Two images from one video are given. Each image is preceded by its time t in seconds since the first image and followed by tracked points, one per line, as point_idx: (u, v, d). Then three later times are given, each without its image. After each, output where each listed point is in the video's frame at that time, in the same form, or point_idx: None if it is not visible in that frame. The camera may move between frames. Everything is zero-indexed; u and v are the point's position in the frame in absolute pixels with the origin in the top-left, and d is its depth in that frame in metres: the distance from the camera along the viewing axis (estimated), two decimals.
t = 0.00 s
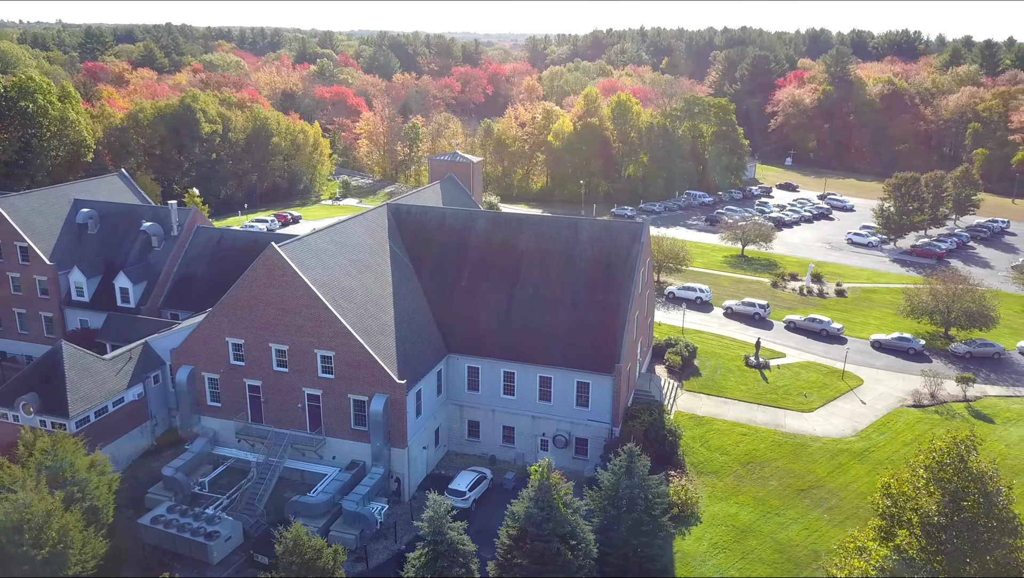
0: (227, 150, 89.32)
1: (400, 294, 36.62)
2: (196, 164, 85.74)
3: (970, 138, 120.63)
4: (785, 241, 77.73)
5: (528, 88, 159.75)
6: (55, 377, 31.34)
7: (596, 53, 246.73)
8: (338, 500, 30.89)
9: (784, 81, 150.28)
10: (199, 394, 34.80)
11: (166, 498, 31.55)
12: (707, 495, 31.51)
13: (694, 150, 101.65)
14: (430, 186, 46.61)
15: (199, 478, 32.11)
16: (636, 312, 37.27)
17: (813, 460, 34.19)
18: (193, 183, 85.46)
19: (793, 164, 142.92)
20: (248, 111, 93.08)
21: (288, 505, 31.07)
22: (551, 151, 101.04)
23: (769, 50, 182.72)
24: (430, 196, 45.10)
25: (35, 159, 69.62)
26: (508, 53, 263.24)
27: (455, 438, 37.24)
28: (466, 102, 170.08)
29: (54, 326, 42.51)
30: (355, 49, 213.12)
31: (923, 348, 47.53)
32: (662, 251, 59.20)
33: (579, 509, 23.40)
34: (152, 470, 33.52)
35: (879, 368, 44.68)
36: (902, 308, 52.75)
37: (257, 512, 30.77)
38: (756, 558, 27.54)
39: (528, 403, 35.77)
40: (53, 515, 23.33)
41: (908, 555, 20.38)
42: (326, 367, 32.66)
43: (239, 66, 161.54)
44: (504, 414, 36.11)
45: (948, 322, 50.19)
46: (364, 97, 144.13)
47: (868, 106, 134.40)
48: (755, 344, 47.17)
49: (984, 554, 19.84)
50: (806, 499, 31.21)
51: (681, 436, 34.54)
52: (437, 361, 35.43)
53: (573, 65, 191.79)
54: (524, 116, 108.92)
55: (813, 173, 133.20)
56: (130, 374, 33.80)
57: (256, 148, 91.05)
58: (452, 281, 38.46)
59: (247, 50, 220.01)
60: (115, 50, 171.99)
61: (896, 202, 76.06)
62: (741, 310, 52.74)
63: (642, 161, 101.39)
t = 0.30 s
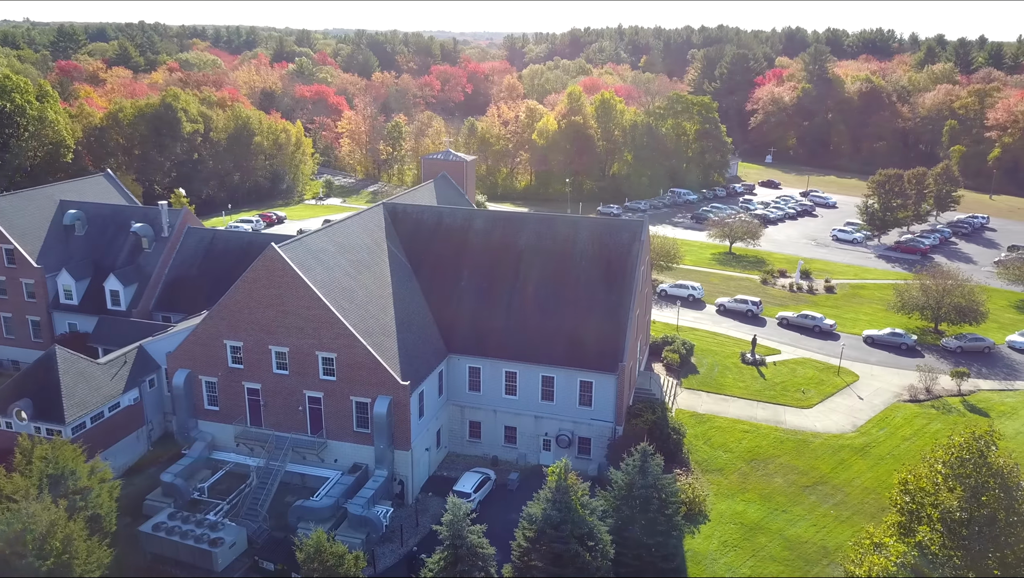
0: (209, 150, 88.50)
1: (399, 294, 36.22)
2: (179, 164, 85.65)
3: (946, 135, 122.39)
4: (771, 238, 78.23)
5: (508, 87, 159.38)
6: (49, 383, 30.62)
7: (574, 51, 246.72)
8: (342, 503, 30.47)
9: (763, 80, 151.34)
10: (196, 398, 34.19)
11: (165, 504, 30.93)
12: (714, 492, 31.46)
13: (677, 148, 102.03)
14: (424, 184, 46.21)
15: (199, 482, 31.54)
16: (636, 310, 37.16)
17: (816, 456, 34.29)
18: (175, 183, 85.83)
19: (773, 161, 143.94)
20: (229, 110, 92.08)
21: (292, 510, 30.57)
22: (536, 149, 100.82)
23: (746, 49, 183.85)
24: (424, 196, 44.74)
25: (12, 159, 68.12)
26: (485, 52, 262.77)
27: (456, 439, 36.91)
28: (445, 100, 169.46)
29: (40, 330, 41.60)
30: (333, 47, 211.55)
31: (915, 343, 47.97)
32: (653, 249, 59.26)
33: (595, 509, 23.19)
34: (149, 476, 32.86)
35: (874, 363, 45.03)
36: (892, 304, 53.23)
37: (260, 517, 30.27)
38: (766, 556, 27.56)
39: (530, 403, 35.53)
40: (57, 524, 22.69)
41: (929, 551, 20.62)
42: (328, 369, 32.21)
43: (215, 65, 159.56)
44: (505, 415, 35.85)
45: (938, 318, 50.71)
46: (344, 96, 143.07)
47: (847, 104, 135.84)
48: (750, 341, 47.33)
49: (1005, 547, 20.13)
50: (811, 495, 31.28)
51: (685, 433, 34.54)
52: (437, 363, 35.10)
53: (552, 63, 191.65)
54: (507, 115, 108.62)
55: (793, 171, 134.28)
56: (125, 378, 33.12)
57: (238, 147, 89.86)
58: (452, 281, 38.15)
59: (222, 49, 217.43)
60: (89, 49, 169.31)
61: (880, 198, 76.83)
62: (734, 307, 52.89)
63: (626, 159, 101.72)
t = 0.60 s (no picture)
0: (189, 151, 88.07)
1: (398, 295, 35.79)
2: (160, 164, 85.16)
3: (924, 132, 123.96)
4: (758, 235, 78.60)
5: (488, 86, 158.89)
6: (43, 390, 29.86)
7: (553, 49, 246.52)
8: (346, 508, 30.04)
9: (742, 78, 152.18)
10: (193, 403, 33.55)
11: (164, 512, 30.29)
12: (720, 490, 31.44)
13: (661, 146, 102.32)
14: (418, 184, 45.77)
15: (199, 489, 30.97)
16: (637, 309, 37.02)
17: (818, 452, 34.42)
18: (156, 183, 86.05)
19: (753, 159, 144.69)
20: (210, 110, 91.11)
21: (295, 515, 30.09)
22: (520, 148, 100.37)
23: (724, 47, 184.79)
24: (418, 195, 44.33)
25: None
26: (463, 50, 261.93)
27: (457, 441, 36.57)
28: (425, 99, 168.68)
29: (27, 335, 40.64)
30: (310, 46, 209.57)
31: (907, 339, 48.39)
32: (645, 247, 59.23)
33: (612, 511, 22.99)
34: (147, 483, 32.20)
35: (868, 359, 45.33)
36: (883, 300, 53.67)
37: (263, 523, 29.76)
38: (777, 554, 27.55)
39: (532, 403, 35.27)
40: (62, 534, 22.07)
41: (951, 547, 20.94)
42: (329, 372, 31.76)
43: (191, 64, 157.41)
44: (507, 416, 35.58)
45: (928, 313, 51.18)
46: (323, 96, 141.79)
47: (826, 103, 136.99)
48: (746, 338, 47.40)
49: None
50: (817, 492, 31.38)
51: (689, 432, 34.48)
52: (439, 364, 34.77)
53: (531, 61, 191.55)
54: (490, 114, 108.18)
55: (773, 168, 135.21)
56: (121, 384, 32.41)
57: (220, 147, 88.56)
58: (451, 282, 37.80)
59: (196, 47, 214.48)
60: (62, 48, 166.27)
61: (864, 195, 77.50)
62: (727, 305, 52.99)
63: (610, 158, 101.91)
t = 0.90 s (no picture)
0: (171, 152, 86.45)
1: (398, 296, 35.35)
2: (142, 165, 84.08)
3: (901, 130, 125.55)
4: (744, 233, 79.00)
5: (469, 85, 158.68)
6: (38, 397, 29.09)
7: (531, 49, 246.45)
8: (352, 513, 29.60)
9: (722, 76, 153.12)
10: (190, 408, 32.90)
11: (165, 520, 29.65)
12: (726, 489, 31.37)
13: (645, 145, 102.48)
14: (411, 184, 45.35)
15: (200, 495, 30.39)
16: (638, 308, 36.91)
17: (821, 449, 34.51)
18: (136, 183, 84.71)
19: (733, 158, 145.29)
20: (191, 109, 89.94)
21: (299, 521, 29.59)
22: (504, 148, 99.85)
23: (702, 46, 185.79)
24: (413, 195, 43.93)
25: None
26: (441, 49, 261.18)
27: (459, 443, 36.23)
28: (404, 98, 167.89)
29: (14, 340, 39.71)
30: (287, 45, 207.87)
31: (899, 335, 48.79)
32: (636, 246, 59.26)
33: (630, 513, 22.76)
34: (145, 491, 31.52)
35: (862, 355, 45.62)
36: (874, 297, 54.11)
37: (267, 529, 29.25)
38: (788, 552, 27.53)
39: (535, 404, 35.01)
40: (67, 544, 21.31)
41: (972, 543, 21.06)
42: (332, 375, 31.28)
43: (167, 63, 155.48)
44: (509, 417, 35.28)
45: (918, 309, 51.69)
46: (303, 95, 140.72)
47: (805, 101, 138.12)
48: (741, 336, 47.51)
49: None
50: (823, 489, 31.42)
51: (692, 430, 34.39)
52: (441, 366, 34.41)
53: (511, 60, 191.50)
54: (473, 113, 107.88)
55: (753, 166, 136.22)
56: (116, 390, 31.66)
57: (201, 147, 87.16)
58: (450, 283, 37.44)
59: (171, 46, 211.90)
60: (35, 47, 163.58)
61: (848, 192, 78.18)
62: (720, 303, 53.10)
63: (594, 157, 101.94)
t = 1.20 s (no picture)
0: (153, 152, 85.29)
1: (400, 297, 34.94)
2: (123, 165, 82.70)
3: (881, 127, 126.85)
4: (732, 231, 79.29)
5: (450, 84, 158.00)
6: (35, 404, 28.37)
7: (510, 48, 246.06)
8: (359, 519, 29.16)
9: (703, 75, 153.80)
10: (190, 413, 32.27)
11: (168, 528, 29.06)
12: (735, 488, 31.28)
13: (630, 143, 102.61)
14: (407, 184, 44.93)
15: (203, 502, 29.82)
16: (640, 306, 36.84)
17: (825, 447, 34.54)
18: (116, 184, 83.24)
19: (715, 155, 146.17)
20: (171, 109, 88.76)
21: (306, 527, 29.13)
22: (489, 147, 99.38)
23: (682, 45, 186.58)
24: (409, 195, 43.53)
25: None
26: (419, 48, 260.00)
27: (462, 445, 35.87)
28: (385, 97, 166.91)
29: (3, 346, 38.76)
30: (264, 44, 205.99)
31: (893, 331, 49.14)
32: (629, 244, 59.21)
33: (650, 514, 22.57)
34: (144, 498, 30.84)
35: (858, 352, 45.87)
36: (867, 293, 54.48)
37: (273, 536, 28.75)
38: (800, 550, 27.49)
39: (539, 405, 34.73)
40: (76, 557, 20.70)
41: (998, 539, 21.09)
42: (336, 378, 30.81)
43: (143, 62, 153.43)
44: (513, 418, 34.98)
45: (910, 305, 52.12)
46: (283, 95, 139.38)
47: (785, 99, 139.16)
48: (737, 334, 47.59)
49: None
50: (830, 486, 31.46)
51: (698, 429, 34.31)
52: (445, 368, 34.03)
53: (491, 59, 191.00)
54: (457, 112, 107.34)
55: (735, 164, 136.90)
56: (114, 396, 30.96)
57: (184, 147, 86.66)
58: (452, 283, 37.14)
59: (146, 45, 209.08)
60: (7, 46, 160.76)
61: (834, 190, 78.76)
62: (713, 301, 53.13)
63: (581, 156, 101.24)
